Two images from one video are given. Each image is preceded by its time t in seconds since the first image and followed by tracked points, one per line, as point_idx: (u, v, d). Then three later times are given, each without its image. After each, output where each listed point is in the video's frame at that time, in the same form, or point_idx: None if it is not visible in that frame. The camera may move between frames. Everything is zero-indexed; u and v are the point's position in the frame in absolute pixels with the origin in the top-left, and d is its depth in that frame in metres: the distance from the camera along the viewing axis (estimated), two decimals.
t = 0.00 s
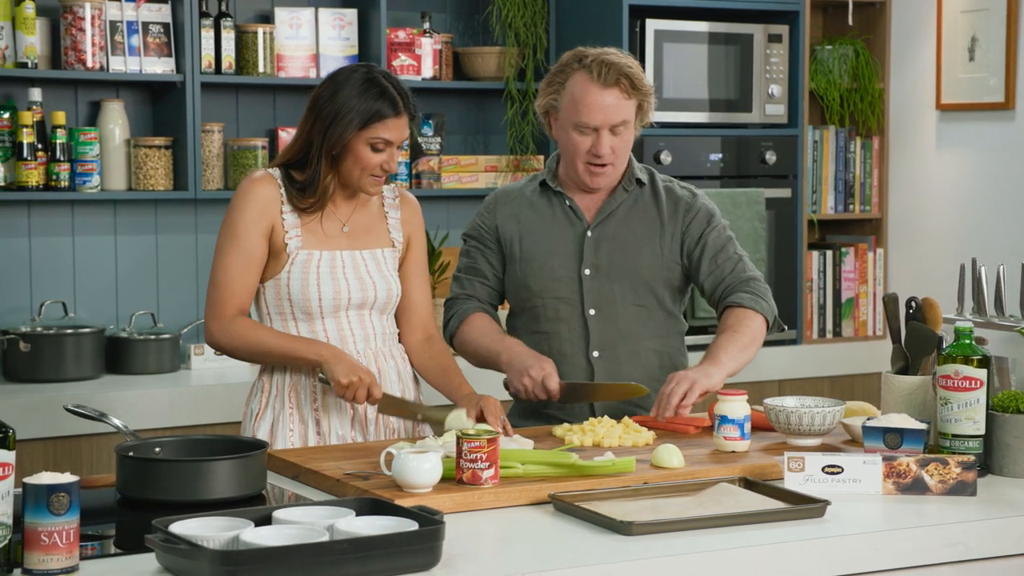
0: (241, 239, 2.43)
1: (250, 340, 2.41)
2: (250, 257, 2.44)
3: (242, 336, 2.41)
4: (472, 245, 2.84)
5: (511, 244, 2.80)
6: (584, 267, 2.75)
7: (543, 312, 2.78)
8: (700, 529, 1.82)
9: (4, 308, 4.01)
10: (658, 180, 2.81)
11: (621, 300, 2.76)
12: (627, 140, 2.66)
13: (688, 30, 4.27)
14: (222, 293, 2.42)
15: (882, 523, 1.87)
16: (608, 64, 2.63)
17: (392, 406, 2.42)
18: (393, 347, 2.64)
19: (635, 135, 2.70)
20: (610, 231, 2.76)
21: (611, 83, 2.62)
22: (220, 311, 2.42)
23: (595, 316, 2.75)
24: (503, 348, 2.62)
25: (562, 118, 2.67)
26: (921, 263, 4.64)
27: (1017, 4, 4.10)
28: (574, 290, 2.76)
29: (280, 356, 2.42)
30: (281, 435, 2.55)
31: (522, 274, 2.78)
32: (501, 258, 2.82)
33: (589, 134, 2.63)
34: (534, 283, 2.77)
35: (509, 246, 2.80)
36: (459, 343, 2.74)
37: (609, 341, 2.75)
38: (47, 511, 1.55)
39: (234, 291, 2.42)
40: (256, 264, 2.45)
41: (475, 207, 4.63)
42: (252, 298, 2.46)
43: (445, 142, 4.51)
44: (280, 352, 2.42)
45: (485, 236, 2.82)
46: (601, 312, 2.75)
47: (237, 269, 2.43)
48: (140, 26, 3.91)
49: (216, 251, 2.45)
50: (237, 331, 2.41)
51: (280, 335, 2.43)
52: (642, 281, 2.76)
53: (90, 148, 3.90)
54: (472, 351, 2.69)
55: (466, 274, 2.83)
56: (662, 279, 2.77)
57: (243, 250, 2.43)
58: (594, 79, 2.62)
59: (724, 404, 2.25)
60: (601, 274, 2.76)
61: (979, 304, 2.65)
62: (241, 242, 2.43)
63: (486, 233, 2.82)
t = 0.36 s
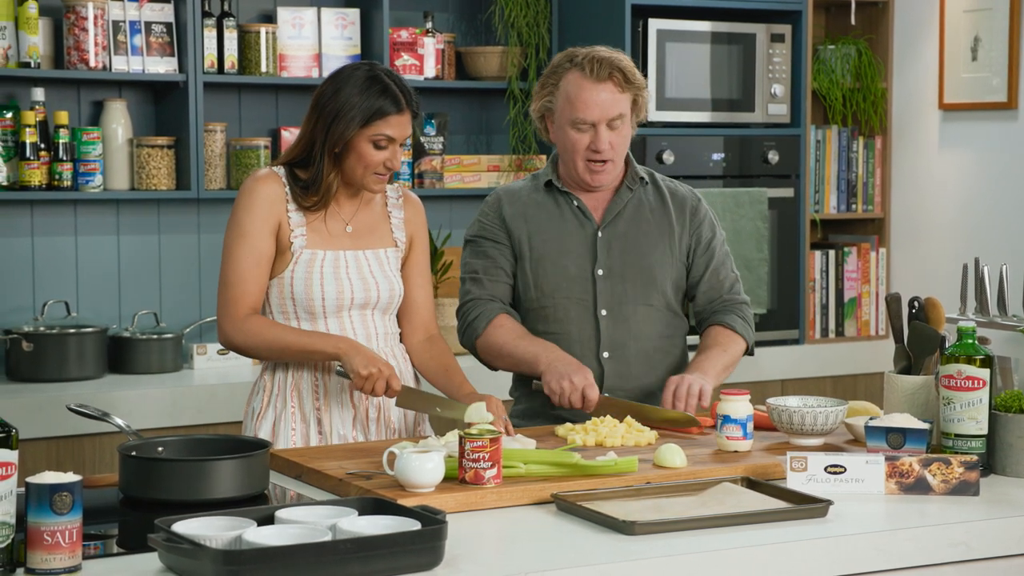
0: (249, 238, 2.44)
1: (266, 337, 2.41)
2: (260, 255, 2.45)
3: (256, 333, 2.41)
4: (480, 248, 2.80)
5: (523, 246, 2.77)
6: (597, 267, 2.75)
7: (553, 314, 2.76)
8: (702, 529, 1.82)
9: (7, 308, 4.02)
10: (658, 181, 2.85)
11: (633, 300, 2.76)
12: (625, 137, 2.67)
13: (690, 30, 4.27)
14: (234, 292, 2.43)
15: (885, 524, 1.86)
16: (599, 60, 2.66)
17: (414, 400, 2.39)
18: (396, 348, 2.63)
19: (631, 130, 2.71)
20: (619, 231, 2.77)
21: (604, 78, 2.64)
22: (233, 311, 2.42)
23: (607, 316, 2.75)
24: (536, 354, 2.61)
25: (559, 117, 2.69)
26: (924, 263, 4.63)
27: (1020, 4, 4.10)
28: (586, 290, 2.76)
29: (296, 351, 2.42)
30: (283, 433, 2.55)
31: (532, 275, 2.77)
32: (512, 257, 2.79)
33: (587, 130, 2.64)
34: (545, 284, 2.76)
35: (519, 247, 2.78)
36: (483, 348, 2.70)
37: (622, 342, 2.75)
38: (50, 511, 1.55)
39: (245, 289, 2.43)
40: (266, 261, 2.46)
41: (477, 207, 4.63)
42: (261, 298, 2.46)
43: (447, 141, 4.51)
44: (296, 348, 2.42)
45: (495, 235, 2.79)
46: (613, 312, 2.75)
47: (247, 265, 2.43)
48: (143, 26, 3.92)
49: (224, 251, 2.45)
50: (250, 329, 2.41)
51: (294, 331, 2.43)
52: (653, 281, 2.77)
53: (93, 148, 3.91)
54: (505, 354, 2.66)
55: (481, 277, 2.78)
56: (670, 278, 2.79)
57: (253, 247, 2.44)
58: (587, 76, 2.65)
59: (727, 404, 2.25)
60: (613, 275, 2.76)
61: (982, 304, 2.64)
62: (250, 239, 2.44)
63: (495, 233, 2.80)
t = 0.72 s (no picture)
0: (265, 232, 2.45)
1: (288, 338, 2.41)
2: (276, 250, 2.45)
3: (280, 334, 2.41)
4: (475, 248, 2.80)
5: (518, 246, 2.78)
6: (592, 267, 2.75)
7: (550, 313, 2.76)
8: (703, 528, 1.82)
9: (10, 307, 4.02)
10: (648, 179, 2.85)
11: (628, 299, 2.76)
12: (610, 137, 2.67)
13: (693, 29, 4.27)
14: (254, 289, 2.43)
15: (887, 523, 1.86)
16: (574, 63, 2.66)
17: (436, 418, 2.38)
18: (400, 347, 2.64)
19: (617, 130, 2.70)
20: (613, 231, 2.77)
21: (580, 81, 2.64)
22: (256, 308, 2.42)
23: (603, 316, 2.75)
24: (540, 355, 2.61)
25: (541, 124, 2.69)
26: (926, 263, 4.63)
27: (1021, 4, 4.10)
28: (582, 290, 2.76)
29: (318, 356, 2.42)
30: (288, 431, 2.55)
31: (528, 275, 2.77)
32: (507, 256, 2.79)
33: (569, 134, 2.65)
34: (540, 283, 2.76)
35: (514, 247, 2.78)
36: (483, 348, 2.70)
37: (619, 341, 2.76)
38: (53, 511, 1.55)
39: (265, 287, 2.43)
40: (282, 257, 2.46)
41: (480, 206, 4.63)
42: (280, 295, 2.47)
43: (449, 141, 4.51)
44: (316, 353, 2.42)
45: (490, 235, 2.79)
46: (610, 311, 2.76)
47: (265, 260, 2.44)
48: (145, 26, 3.93)
49: (240, 246, 2.46)
50: (276, 328, 2.42)
51: (318, 335, 2.43)
52: (647, 280, 2.78)
53: (95, 147, 3.91)
54: (507, 355, 2.66)
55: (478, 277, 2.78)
56: (663, 276, 2.80)
57: (269, 242, 2.44)
58: (564, 81, 2.65)
59: (729, 403, 2.25)
60: (608, 274, 2.76)
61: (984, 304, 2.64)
62: (265, 234, 2.44)
63: (490, 232, 2.79)
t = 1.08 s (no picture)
0: (251, 238, 2.44)
1: (264, 346, 2.42)
2: (259, 257, 2.44)
3: (255, 341, 2.41)
4: (465, 247, 2.80)
5: (507, 244, 2.77)
6: (581, 265, 2.75)
7: (540, 312, 2.76)
8: (704, 528, 1.82)
9: (10, 307, 4.02)
10: (635, 175, 2.85)
11: (617, 297, 2.76)
12: (585, 132, 2.68)
13: (694, 29, 4.27)
14: (234, 295, 2.43)
15: (888, 522, 1.86)
16: (555, 54, 2.69)
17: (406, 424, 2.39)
18: (403, 347, 2.64)
19: (597, 126, 2.72)
20: (600, 228, 2.77)
21: (559, 71, 2.66)
22: (234, 313, 2.42)
23: (593, 314, 2.75)
24: (535, 354, 2.62)
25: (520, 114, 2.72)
26: (926, 262, 4.63)
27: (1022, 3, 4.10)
28: (571, 289, 2.76)
29: (291, 364, 2.43)
30: (289, 432, 2.56)
31: (517, 274, 2.77)
32: (497, 255, 2.79)
33: (542, 122, 2.67)
34: (530, 282, 2.76)
35: (503, 246, 2.78)
36: (475, 348, 2.71)
37: (609, 339, 2.76)
38: (53, 510, 1.55)
39: (245, 292, 2.43)
40: (265, 263, 2.46)
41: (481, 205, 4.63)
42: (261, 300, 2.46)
43: (450, 140, 4.51)
44: (288, 361, 2.42)
45: (480, 233, 2.79)
46: (599, 310, 2.75)
47: (247, 268, 2.43)
48: (146, 25, 3.93)
49: (226, 251, 2.45)
50: (253, 335, 2.41)
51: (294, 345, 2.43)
52: (636, 276, 2.78)
53: (96, 146, 3.90)
54: (502, 355, 2.66)
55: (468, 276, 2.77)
56: (652, 272, 2.80)
57: (253, 248, 2.44)
58: (545, 71, 2.68)
59: (730, 403, 2.25)
60: (597, 272, 2.76)
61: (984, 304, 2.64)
62: (250, 241, 2.44)
63: (480, 231, 2.79)
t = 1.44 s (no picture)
0: (248, 241, 2.44)
1: (270, 342, 2.42)
2: (258, 258, 2.44)
3: (263, 339, 2.42)
4: (462, 243, 2.80)
5: (504, 242, 2.77)
6: (576, 265, 2.75)
7: (533, 310, 2.76)
8: (704, 528, 1.82)
9: (10, 306, 4.02)
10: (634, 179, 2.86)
11: (611, 299, 2.77)
12: (571, 129, 2.69)
13: (693, 28, 4.27)
14: (238, 298, 2.43)
15: (888, 522, 1.86)
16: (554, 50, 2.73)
17: (423, 393, 2.41)
18: (405, 343, 2.63)
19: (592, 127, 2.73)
20: (597, 228, 2.77)
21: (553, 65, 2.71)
22: (241, 315, 2.43)
23: (586, 315, 2.75)
24: (534, 352, 2.62)
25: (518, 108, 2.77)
26: (926, 261, 4.63)
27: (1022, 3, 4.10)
28: (566, 289, 2.76)
29: (302, 355, 2.43)
30: (288, 431, 2.55)
31: (513, 273, 2.77)
32: (493, 251, 2.79)
33: (530, 113, 2.71)
34: (525, 280, 2.76)
35: (499, 243, 2.78)
36: (470, 344, 2.71)
37: (601, 341, 2.76)
38: (53, 510, 1.55)
39: (249, 294, 2.43)
40: (266, 266, 2.46)
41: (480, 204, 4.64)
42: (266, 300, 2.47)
43: (450, 140, 4.51)
44: (300, 351, 2.42)
45: (477, 228, 2.79)
46: (592, 311, 2.76)
47: (248, 272, 2.43)
48: (146, 25, 3.93)
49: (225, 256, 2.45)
50: (258, 334, 2.42)
51: (299, 335, 2.43)
52: (631, 280, 2.78)
53: (95, 146, 3.90)
54: (500, 354, 2.66)
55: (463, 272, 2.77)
56: (647, 277, 2.80)
57: (252, 253, 2.44)
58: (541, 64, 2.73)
59: (729, 403, 2.25)
60: (592, 273, 2.76)
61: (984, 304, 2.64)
62: (248, 246, 2.44)
63: (478, 226, 2.79)
